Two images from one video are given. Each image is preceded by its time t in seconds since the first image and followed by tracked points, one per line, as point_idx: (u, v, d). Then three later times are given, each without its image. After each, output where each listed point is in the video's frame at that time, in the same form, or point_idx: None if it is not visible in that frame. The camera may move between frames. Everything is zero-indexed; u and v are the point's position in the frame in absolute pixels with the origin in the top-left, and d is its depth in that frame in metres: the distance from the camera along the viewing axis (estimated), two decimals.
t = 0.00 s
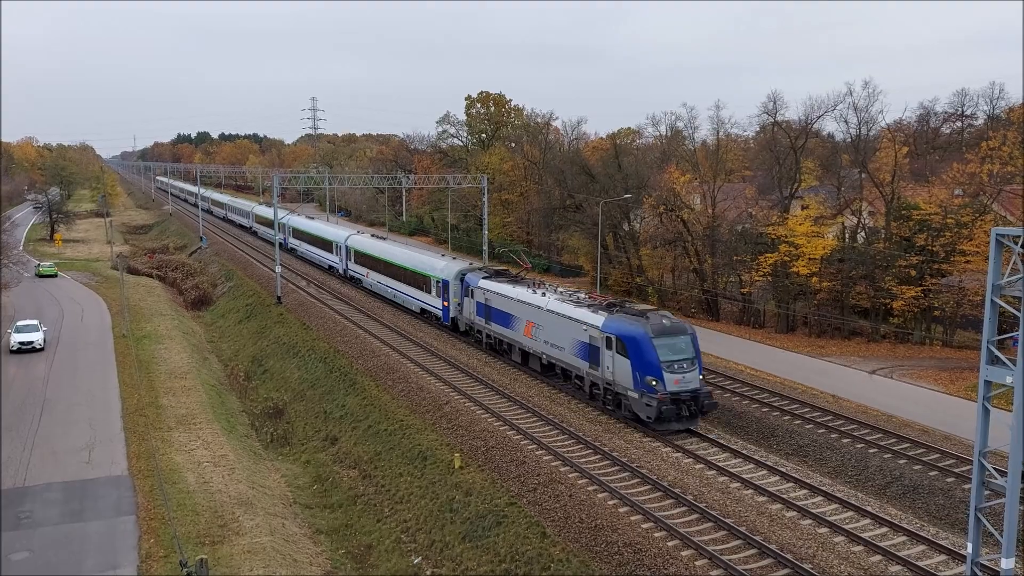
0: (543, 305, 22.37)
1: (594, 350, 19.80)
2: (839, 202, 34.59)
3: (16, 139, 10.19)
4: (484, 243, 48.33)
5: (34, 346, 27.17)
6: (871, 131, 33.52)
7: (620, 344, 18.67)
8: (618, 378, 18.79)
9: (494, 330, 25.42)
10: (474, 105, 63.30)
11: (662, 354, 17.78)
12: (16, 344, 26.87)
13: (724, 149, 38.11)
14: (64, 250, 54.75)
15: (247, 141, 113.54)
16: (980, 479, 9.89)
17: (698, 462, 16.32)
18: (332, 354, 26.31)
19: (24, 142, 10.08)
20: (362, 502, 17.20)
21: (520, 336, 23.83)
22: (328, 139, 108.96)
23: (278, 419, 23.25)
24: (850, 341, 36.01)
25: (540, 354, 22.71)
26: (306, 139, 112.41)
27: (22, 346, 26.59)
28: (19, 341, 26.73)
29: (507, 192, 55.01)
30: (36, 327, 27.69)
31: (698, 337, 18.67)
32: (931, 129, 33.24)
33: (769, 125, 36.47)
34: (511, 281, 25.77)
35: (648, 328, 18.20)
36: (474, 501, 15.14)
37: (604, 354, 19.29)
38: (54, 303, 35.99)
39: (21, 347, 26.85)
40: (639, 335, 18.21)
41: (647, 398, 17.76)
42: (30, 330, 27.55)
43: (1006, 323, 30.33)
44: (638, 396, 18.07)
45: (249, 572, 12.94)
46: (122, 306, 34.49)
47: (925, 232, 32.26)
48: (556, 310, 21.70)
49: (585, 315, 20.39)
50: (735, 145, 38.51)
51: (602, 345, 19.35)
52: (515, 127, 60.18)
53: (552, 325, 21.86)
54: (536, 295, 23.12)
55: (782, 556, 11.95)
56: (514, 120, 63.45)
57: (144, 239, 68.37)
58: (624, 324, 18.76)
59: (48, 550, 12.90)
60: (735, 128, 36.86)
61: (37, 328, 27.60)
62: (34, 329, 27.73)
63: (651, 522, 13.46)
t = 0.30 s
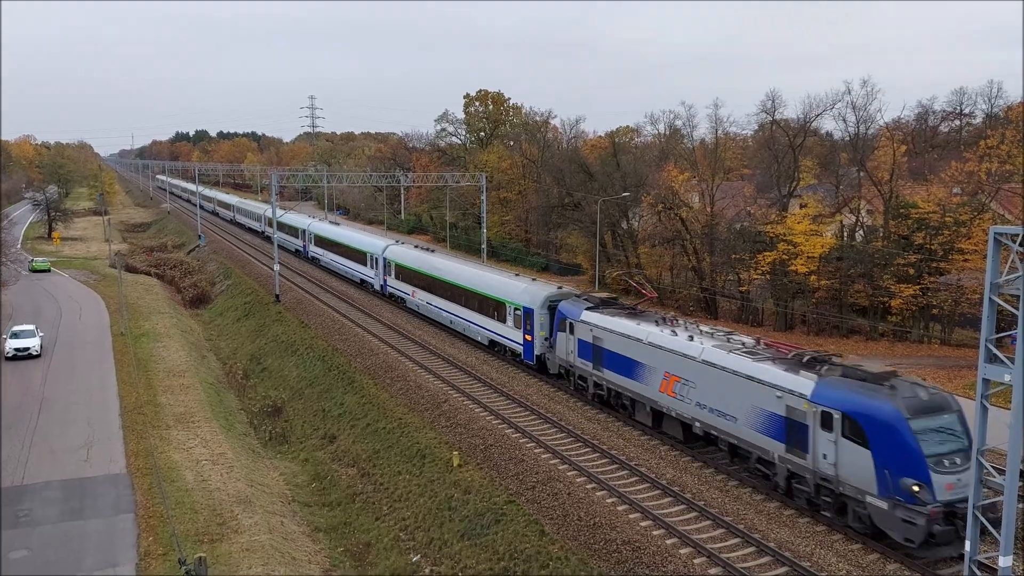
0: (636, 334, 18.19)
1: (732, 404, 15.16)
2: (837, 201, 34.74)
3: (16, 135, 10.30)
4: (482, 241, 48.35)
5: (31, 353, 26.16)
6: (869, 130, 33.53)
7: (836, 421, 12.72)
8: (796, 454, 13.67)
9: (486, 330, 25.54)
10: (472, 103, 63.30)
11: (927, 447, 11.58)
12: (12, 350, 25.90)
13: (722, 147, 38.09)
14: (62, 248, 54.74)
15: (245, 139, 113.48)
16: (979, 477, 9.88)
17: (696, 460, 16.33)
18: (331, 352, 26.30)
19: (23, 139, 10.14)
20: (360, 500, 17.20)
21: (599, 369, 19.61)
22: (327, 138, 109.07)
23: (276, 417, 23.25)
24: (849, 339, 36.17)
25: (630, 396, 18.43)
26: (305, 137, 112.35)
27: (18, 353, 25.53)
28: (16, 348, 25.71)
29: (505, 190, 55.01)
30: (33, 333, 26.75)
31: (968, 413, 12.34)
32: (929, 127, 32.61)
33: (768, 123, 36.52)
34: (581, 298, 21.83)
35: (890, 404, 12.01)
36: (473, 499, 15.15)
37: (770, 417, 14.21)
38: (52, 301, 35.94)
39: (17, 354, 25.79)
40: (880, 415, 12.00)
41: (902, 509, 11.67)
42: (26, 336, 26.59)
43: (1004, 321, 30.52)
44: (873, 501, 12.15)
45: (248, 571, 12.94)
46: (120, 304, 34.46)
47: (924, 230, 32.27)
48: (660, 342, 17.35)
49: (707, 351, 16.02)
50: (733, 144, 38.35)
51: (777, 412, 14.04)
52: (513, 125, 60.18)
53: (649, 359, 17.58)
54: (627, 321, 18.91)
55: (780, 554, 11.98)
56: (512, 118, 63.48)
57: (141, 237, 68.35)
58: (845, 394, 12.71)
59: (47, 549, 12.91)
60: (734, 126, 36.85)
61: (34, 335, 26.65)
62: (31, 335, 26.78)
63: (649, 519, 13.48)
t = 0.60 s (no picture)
0: (645, 329, 17.84)
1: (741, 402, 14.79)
2: (836, 199, 34.60)
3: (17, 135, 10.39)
4: (481, 240, 48.37)
5: (27, 360, 25.08)
6: (868, 129, 33.52)
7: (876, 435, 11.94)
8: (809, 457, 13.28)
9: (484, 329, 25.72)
10: (471, 102, 63.31)
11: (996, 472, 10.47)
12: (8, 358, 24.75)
13: (721, 146, 38.06)
14: (60, 247, 54.69)
15: (244, 137, 113.38)
16: (976, 476, 9.88)
17: (695, 459, 16.33)
18: (329, 350, 26.29)
19: (25, 138, 10.16)
20: (360, 499, 17.21)
21: (603, 365, 19.30)
22: (326, 137, 109.12)
23: (275, 416, 23.26)
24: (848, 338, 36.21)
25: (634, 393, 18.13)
26: (304, 136, 112.27)
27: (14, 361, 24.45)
28: (12, 355, 24.62)
29: (504, 189, 54.99)
30: (29, 340, 25.71)
31: None
32: (928, 126, 32.91)
33: (767, 122, 36.54)
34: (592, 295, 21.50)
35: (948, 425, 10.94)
36: (472, 499, 15.14)
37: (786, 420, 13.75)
38: (50, 300, 35.89)
39: (13, 362, 24.67)
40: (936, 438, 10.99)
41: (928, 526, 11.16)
42: (21, 343, 25.48)
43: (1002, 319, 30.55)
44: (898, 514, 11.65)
45: (248, 570, 12.95)
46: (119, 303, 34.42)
47: (922, 230, 32.21)
48: (670, 338, 17.00)
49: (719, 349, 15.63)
50: (733, 143, 38.27)
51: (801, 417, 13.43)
52: (512, 124, 60.16)
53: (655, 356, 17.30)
54: (638, 318, 18.53)
55: (779, 552, 11.99)
56: (511, 117, 63.54)
57: (140, 236, 68.29)
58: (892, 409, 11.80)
59: (46, 548, 12.92)
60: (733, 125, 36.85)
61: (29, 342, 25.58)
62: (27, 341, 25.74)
63: (649, 518, 13.49)
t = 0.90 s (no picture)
0: (653, 329, 17.71)
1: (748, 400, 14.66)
2: (835, 198, 34.65)
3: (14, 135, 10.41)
4: (480, 239, 48.34)
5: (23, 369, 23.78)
6: (867, 127, 33.49)
7: (880, 434, 11.90)
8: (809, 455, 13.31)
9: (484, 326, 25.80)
10: (470, 100, 63.28)
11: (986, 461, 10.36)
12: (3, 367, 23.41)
13: (720, 144, 38.07)
14: (59, 245, 54.67)
15: (242, 135, 113.25)
16: (975, 475, 9.90)
17: (694, 457, 16.34)
18: (328, 349, 26.28)
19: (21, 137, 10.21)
20: (359, 497, 17.22)
21: (608, 365, 19.12)
22: (324, 135, 109.00)
23: (273, 414, 23.27)
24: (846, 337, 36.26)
25: (638, 393, 17.92)
26: (303, 134, 112.14)
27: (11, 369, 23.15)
28: (8, 363, 23.27)
29: (503, 187, 54.97)
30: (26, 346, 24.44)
31: None
32: (927, 125, 32.95)
33: (765, 121, 36.52)
34: (596, 296, 21.39)
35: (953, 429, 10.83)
36: (470, 497, 15.16)
37: (791, 417, 13.69)
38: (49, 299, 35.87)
39: (9, 371, 23.28)
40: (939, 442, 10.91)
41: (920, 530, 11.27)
42: (15, 350, 24.11)
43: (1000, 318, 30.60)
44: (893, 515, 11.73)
45: (247, 568, 12.95)
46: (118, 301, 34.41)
47: (921, 228, 32.16)
48: (678, 337, 16.89)
49: (729, 347, 15.50)
50: (731, 141, 38.27)
51: (805, 412, 13.37)
52: (511, 123, 60.12)
53: (661, 355, 17.14)
54: (645, 318, 18.42)
55: (778, 551, 12.01)
56: (510, 116, 63.59)
57: (139, 234, 68.24)
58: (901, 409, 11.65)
59: (45, 546, 12.94)
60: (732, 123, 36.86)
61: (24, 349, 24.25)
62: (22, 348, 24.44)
63: (648, 516, 13.50)
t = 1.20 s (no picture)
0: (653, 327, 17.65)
1: (747, 398, 14.68)
2: (834, 196, 34.70)
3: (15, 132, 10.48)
4: (479, 237, 48.30)
5: (20, 379, 22.57)
6: (867, 126, 33.55)
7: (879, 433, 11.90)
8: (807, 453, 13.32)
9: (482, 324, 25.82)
10: (469, 99, 63.25)
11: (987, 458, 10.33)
12: None
13: (719, 143, 38.01)
14: (59, 244, 54.64)
15: (241, 133, 113.18)
16: (975, 473, 9.82)
17: (693, 455, 16.34)
18: (327, 348, 26.27)
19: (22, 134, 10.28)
20: (358, 495, 17.23)
21: (607, 363, 19.09)
22: (324, 133, 108.95)
23: (273, 412, 23.29)
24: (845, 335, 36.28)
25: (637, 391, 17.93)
26: (302, 132, 112.05)
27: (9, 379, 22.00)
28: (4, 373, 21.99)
29: (503, 185, 54.93)
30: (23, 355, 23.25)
31: None
32: (927, 123, 33.02)
33: (765, 119, 36.49)
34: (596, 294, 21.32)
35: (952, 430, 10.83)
36: (469, 495, 15.17)
37: (789, 416, 13.70)
38: (48, 297, 35.86)
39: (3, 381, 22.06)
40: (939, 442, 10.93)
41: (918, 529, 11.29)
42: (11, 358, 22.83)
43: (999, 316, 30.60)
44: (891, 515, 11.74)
45: (247, 566, 12.98)
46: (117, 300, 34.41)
47: (921, 226, 32.14)
48: (678, 335, 16.84)
49: (729, 346, 15.47)
50: (731, 140, 38.27)
51: (804, 412, 13.39)
52: (510, 121, 60.09)
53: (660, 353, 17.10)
54: (644, 316, 18.37)
55: (776, 549, 12.02)
56: (509, 114, 63.54)
57: (138, 232, 68.22)
58: (903, 409, 11.63)
59: (46, 545, 12.97)
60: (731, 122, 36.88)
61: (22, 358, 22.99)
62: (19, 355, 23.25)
63: (647, 515, 13.51)
